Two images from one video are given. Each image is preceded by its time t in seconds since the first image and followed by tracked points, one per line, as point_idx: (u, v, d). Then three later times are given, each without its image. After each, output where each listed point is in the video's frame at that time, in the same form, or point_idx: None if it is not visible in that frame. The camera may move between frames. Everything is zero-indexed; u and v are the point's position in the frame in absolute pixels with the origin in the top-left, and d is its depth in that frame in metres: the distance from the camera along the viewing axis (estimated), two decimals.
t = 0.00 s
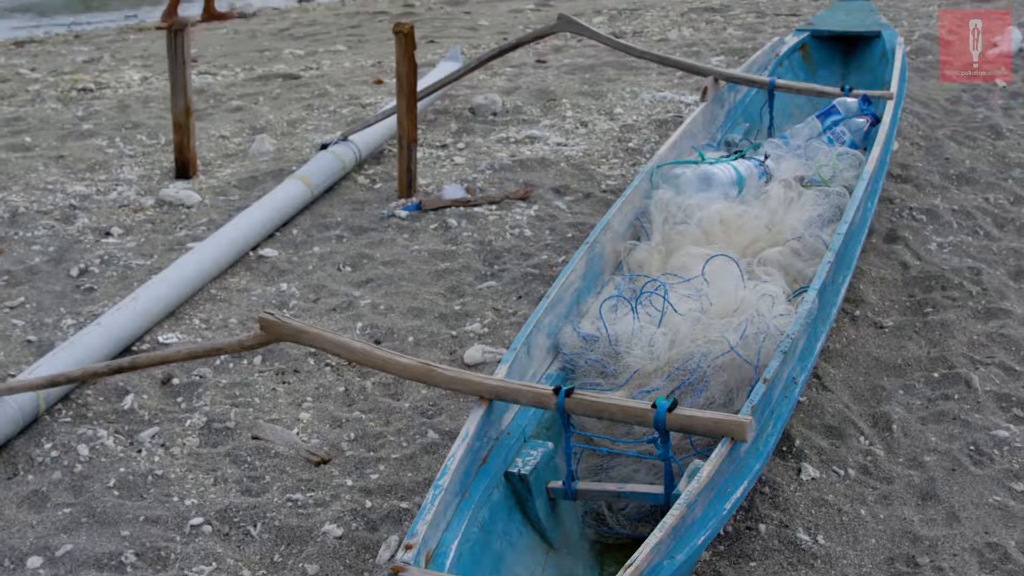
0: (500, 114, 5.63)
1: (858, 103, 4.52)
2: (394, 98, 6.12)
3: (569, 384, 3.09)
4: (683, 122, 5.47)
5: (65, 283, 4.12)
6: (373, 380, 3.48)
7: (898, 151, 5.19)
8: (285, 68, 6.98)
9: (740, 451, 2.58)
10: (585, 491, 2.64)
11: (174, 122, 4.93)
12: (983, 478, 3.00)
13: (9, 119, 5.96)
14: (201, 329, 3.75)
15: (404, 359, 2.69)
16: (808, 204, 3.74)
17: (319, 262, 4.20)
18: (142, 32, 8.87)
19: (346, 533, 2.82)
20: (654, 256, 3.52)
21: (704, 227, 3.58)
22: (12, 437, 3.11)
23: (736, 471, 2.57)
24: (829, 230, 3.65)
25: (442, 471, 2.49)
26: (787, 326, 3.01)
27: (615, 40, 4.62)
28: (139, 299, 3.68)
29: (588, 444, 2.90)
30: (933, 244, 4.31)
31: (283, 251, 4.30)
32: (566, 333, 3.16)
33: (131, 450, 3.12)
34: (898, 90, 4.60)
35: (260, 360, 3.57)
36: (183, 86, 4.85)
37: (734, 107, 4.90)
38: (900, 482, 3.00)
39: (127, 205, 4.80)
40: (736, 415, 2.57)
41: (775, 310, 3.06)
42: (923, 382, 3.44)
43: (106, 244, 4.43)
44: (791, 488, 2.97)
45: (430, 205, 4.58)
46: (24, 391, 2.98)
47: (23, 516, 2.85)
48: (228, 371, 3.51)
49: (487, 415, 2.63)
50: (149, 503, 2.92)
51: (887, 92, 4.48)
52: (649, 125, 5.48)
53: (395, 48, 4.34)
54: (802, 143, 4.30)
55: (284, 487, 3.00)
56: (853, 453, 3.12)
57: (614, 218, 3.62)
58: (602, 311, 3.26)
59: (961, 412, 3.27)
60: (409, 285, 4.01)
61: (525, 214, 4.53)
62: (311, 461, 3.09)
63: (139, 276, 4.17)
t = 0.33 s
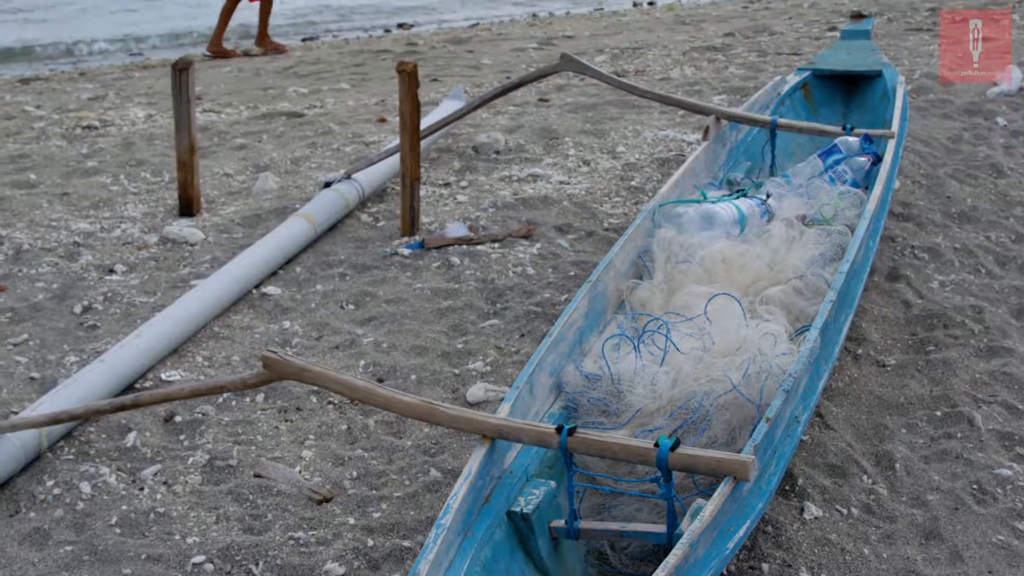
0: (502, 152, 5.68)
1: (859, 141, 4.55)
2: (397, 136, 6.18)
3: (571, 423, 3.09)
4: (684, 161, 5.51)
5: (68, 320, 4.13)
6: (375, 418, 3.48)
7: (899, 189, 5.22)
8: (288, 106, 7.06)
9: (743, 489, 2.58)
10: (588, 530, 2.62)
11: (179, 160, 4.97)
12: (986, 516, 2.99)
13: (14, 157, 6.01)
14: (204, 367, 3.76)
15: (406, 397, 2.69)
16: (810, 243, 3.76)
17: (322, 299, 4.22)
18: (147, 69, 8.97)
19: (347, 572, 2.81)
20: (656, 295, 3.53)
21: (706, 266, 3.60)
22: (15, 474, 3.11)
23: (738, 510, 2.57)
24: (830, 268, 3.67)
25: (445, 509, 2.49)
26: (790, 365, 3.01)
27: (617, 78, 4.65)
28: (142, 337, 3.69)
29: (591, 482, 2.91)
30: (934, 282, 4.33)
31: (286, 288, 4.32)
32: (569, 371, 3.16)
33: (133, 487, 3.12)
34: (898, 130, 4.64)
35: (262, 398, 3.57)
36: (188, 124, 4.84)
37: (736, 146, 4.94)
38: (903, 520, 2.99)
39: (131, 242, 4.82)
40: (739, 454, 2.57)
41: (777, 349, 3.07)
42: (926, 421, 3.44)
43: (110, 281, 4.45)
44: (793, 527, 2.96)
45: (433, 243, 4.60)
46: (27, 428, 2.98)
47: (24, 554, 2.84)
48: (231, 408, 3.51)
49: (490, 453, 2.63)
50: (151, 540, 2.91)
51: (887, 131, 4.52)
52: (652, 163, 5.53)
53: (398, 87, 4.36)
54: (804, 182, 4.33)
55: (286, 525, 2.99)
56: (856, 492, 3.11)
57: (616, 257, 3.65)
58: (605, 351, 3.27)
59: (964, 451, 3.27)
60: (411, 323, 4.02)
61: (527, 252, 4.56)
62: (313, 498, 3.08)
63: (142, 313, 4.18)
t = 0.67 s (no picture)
0: (505, 192, 5.72)
1: (861, 182, 4.58)
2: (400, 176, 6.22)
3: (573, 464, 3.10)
4: (686, 201, 5.55)
5: (71, 359, 4.14)
6: (378, 457, 3.48)
7: (901, 229, 5.26)
8: (292, 145, 7.12)
9: (745, 530, 2.58)
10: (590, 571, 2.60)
11: (183, 200, 5.00)
12: (990, 557, 2.98)
13: (18, 195, 6.05)
14: (207, 406, 3.76)
15: (409, 437, 2.68)
16: (812, 283, 3.78)
17: (325, 339, 4.23)
18: (152, 108, 9.07)
19: None
20: (659, 335, 3.55)
21: (708, 306, 3.62)
22: (17, 513, 3.10)
23: (741, 551, 2.56)
24: (832, 309, 3.69)
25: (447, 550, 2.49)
26: (792, 406, 3.02)
27: (620, 119, 4.68)
28: (146, 375, 3.70)
29: (593, 523, 2.90)
30: (937, 322, 4.34)
31: (289, 328, 4.33)
32: (572, 412, 3.17)
33: (135, 527, 3.12)
34: (899, 171, 4.68)
35: (265, 437, 3.57)
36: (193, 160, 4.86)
37: (739, 186, 4.99)
38: (907, 561, 2.98)
39: (134, 281, 4.85)
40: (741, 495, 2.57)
41: (779, 390, 3.08)
42: (929, 461, 3.44)
43: (113, 320, 4.47)
44: (797, 568, 2.95)
45: (437, 282, 4.62)
46: (29, 468, 2.98)
47: None
48: (233, 448, 3.51)
49: (493, 494, 2.63)
50: None
51: (889, 171, 4.55)
52: (654, 203, 5.56)
53: (402, 127, 4.36)
54: (806, 222, 4.36)
55: (288, 565, 2.98)
56: (859, 532, 3.10)
57: (619, 296, 3.67)
58: (607, 392, 3.28)
59: (967, 492, 3.26)
60: (414, 363, 4.03)
61: (530, 292, 4.58)
62: (315, 538, 3.08)
63: (145, 352, 4.20)
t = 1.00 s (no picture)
0: (506, 234, 5.76)
1: (861, 224, 4.61)
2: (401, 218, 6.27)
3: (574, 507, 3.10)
4: (686, 243, 5.58)
5: (72, 400, 4.15)
6: (378, 499, 3.48)
7: (901, 271, 5.29)
8: (294, 187, 7.17)
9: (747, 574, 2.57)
10: None
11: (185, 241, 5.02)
12: None
13: (21, 236, 6.09)
14: (208, 448, 3.76)
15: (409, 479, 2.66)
16: (813, 325, 3.80)
17: (326, 380, 4.24)
18: (155, 149, 9.15)
19: None
20: (660, 378, 3.56)
21: (709, 348, 3.64)
22: (16, 555, 3.09)
23: None
24: (833, 350, 3.70)
25: None
26: (793, 448, 3.02)
27: (620, 161, 4.70)
28: (147, 416, 3.70)
29: (594, 566, 2.89)
30: (938, 363, 4.35)
31: (290, 370, 4.34)
32: (573, 455, 3.17)
33: (135, 568, 3.10)
34: (898, 213, 4.72)
35: (266, 479, 3.57)
36: (194, 204, 4.88)
37: (739, 228, 5.02)
38: None
39: (136, 322, 4.86)
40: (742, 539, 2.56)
41: (780, 432, 3.09)
42: (930, 503, 3.43)
43: (114, 361, 4.48)
44: None
45: (438, 324, 4.64)
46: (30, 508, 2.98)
47: None
48: (233, 489, 3.51)
49: (493, 536, 2.63)
50: None
51: (888, 213, 4.58)
52: (655, 245, 5.59)
53: (403, 169, 4.40)
54: (807, 265, 4.39)
55: None
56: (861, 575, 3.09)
57: (620, 339, 3.68)
58: (608, 434, 3.28)
59: (969, 535, 3.25)
60: (415, 405, 4.03)
61: (531, 334, 4.59)
62: None
63: (147, 394, 4.20)
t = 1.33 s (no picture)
0: (507, 278, 5.78)
1: (860, 269, 4.64)
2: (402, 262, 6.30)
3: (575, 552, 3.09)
4: (686, 287, 5.61)
5: (72, 444, 4.14)
6: (378, 544, 3.46)
7: (901, 315, 5.31)
8: (295, 231, 7.21)
9: None
10: None
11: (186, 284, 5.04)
12: None
13: (22, 279, 6.11)
14: (208, 492, 3.75)
15: (410, 524, 2.63)
16: (813, 370, 3.82)
17: (326, 425, 4.24)
18: (156, 193, 9.21)
19: None
20: (660, 423, 3.57)
21: (710, 393, 3.65)
22: None
23: None
24: (834, 396, 3.72)
25: None
26: (793, 492, 3.03)
27: (620, 206, 4.73)
28: (147, 460, 3.70)
29: None
30: (938, 408, 4.36)
31: (290, 414, 4.34)
32: (574, 500, 3.17)
33: None
34: (897, 258, 4.75)
35: (266, 523, 3.56)
36: (195, 248, 4.90)
37: (739, 273, 5.06)
38: None
39: (136, 366, 4.87)
40: None
41: (781, 477, 3.09)
42: (932, 548, 3.42)
43: (115, 404, 4.48)
44: None
45: (439, 368, 4.65)
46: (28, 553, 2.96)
47: None
48: (233, 534, 3.50)
49: None
50: None
51: (888, 258, 4.61)
52: (655, 289, 5.62)
53: (405, 215, 4.42)
54: (807, 309, 4.42)
55: None
56: None
57: (620, 384, 3.69)
58: (608, 479, 3.28)
59: None
60: (415, 449, 4.03)
61: (532, 378, 4.60)
62: None
63: (147, 438, 4.20)
